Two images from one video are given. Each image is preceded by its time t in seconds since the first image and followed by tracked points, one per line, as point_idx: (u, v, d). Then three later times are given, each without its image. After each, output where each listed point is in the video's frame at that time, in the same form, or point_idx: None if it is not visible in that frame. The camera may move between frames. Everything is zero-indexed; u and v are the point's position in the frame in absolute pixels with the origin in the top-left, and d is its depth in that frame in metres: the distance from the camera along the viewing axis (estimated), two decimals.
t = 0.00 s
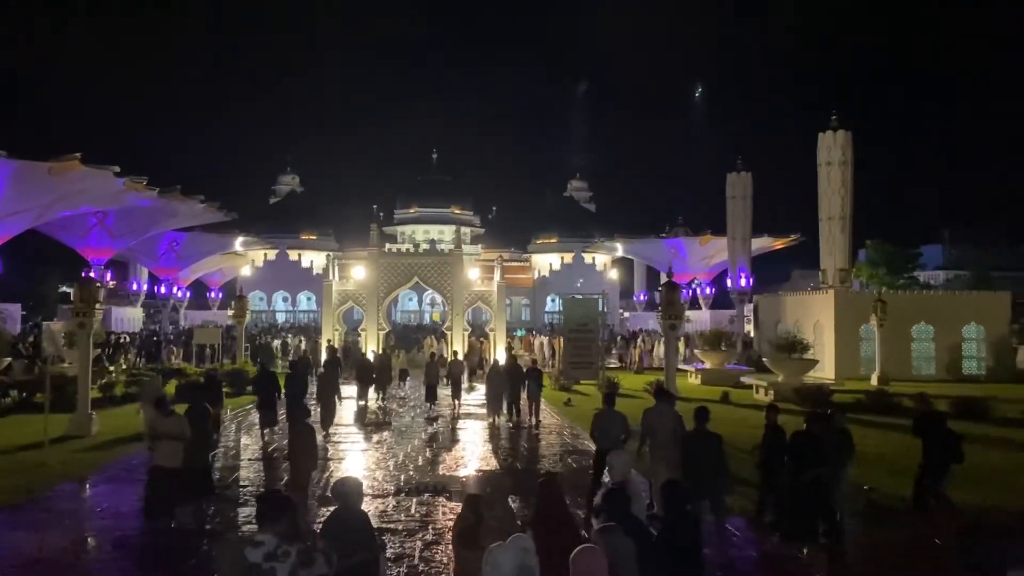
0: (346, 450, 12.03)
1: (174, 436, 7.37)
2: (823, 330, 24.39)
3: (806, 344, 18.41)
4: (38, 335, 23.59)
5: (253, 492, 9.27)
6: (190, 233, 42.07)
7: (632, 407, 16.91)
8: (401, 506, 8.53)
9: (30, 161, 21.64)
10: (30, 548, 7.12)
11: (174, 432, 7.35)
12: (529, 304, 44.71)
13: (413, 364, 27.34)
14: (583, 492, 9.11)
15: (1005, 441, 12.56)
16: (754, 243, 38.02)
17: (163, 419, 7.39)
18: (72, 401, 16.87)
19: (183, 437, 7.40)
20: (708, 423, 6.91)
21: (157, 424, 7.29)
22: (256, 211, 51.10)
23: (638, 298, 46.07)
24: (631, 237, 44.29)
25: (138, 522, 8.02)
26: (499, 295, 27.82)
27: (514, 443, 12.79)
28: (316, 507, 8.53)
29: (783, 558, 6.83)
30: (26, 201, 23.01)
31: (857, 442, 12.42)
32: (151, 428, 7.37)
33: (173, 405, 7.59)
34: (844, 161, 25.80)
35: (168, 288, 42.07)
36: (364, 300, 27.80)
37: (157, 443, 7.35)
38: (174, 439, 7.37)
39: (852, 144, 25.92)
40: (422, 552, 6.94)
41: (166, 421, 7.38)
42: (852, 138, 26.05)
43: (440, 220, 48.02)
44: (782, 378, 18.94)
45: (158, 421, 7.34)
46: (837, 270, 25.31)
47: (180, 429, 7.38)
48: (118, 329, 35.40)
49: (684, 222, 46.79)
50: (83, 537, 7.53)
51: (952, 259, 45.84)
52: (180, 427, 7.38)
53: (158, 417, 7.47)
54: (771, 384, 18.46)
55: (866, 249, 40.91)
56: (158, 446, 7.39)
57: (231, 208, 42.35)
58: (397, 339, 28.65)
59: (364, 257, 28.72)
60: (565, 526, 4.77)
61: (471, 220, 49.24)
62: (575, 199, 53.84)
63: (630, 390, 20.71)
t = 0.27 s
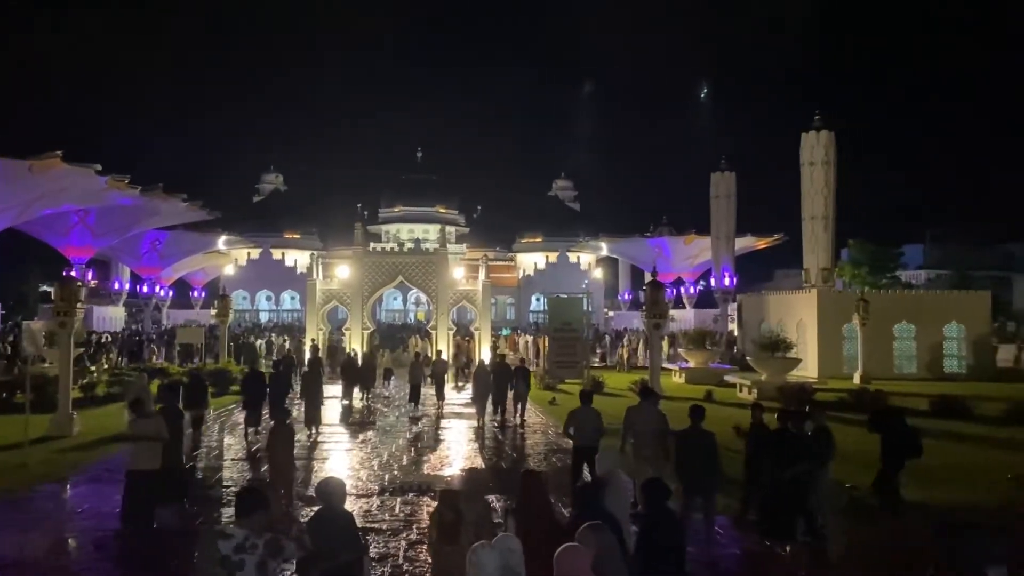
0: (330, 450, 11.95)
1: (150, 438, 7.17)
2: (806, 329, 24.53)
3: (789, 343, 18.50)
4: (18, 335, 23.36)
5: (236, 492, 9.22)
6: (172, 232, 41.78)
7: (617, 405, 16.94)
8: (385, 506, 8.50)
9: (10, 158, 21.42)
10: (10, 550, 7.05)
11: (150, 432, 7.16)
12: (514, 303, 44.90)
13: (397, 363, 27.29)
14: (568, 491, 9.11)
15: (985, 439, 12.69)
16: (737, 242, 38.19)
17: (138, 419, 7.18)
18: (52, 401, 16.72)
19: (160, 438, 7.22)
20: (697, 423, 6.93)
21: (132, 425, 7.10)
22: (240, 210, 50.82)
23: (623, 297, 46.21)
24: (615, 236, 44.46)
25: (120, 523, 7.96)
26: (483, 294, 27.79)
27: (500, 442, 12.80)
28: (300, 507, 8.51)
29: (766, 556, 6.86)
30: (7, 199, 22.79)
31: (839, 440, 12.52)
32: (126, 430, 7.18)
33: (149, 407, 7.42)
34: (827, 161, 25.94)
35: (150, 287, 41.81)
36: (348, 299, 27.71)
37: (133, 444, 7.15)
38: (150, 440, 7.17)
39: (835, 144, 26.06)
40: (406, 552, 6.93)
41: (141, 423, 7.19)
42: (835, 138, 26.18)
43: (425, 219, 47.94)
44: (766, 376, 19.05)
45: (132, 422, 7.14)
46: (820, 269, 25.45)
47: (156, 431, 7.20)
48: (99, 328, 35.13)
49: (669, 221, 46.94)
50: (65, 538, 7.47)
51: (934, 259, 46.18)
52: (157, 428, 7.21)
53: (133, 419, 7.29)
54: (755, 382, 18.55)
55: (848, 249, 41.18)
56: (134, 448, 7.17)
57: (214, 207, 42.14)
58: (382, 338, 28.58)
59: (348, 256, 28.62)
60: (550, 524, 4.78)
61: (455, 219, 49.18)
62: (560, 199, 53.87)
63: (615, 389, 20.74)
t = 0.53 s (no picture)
0: (314, 450, 11.90)
1: (123, 438, 7.39)
2: (788, 328, 24.67)
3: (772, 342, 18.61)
4: None
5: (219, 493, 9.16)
6: (154, 230, 41.18)
7: (601, 404, 16.97)
8: (369, 506, 8.49)
9: None
10: None
11: (123, 434, 7.36)
12: (499, 302, 44.60)
13: (382, 363, 27.21)
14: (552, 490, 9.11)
15: (963, 437, 12.84)
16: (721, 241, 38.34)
17: (109, 420, 7.36)
18: (32, 401, 16.53)
19: (132, 438, 7.44)
20: (683, 420, 6.96)
21: (104, 427, 7.29)
22: (222, 208, 50.49)
23: (607, 296, 46.29)
24: (600, 235, 44.66)
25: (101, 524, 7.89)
26: (468, 293, 27.75)
27: (485, 441, 12.78)
28: (284, 507, 8.50)
29: (748, 554, 6.88)
30: None
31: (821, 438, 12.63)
32: (99, 431, 7.37)
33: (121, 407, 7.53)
34: (810, 161, 26.09)
35: (132, 286, 41.45)
36: (332, 298, 27.62)
37: (110, 446, 7.37)
38: (122, 441, 7.38)
39: (817, 144, 26.22)
40: (390, 551, 6.93)
41: (112, 424, 7.37)
42: (818, 139, 26.34)
43: (410, 218, 47.83)
44: (748, 375, 19.16)
45: (103, 424, 7.33)
46: (802, 269, 25.60)
47: (128, 431, 7.40)
48: (79, 327, 34.79)
49: (653, 221, 47.05)
50: (46, 539, 7.41)
51: (915, 259, 46.54)
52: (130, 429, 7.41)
53: (104, 420, 7.46)
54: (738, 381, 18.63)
55: (830, 249, 41.41)
56: (108, 449, 7.39)
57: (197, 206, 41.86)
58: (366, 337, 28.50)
59: (332, 255, 28.52)
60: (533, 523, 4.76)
61: (440, 218, 49.09)
62: (545, 198, 53.88)
63: (599, 388, 20.78)
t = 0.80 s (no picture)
0: (297, 450, 11.86)
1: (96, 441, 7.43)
2: (771, 327, 24.83)
3: (754, 341, 18.74)
4: None
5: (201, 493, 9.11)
6: (136, 230, 41.05)
7: (584, 403, 17.02)
8: (352, 505, 8.48)
9: None
10: None
11: (94, 433, 7.46)
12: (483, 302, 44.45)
13: (365, 362, 27.15)
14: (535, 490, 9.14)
15: (944, 436, 12.95)
16: (705, 241, 38.50)
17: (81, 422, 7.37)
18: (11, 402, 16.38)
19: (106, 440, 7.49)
20: (666, 418, 6.99)
21: (74, 427, 7.37)
22: (205, 207, 50.20)
23: (591, 296, 46.44)
24: (584, 235, 45.07)
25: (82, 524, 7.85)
26: (453, 292, 27.73)
27: (469, 441, 12.78)
28: (266, 506, 8.47)
29: (729, 551, 6.93)
30: None
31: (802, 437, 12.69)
32: (70, 433, 7.46)
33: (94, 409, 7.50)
34: (791, 162, 26.29)
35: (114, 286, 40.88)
36: (315, 297, 27.53)
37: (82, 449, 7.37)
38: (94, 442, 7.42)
39: (799, 145, 26.41)
40: (374, 551, 6.93)
41: (83, 425, 7.46)
42: (800, 140, 26.52)
43: (394, 217, 47.73)
44: (731, 374, 19.26)
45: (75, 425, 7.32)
46: (784, 269, 25.77)
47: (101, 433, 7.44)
48: (60, 327, 34.51)
49: (637, 221, 47.18)
50: (28, 539, 7.38)
51: (895, 259, 46.90)
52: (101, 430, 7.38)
53: (77, 422, 7.43)
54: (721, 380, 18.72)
55: (812, 249, 41.67)
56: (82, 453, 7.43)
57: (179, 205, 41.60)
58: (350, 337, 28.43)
59: (315, 254, 28.43)
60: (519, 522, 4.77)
61: (424, 217, 49.02)
62: (529, 198, 53.91)
63: (582, 387, 20.82)
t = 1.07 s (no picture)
0: (279, 450, 11.81)
1: (72, 443, 7.39)
2: (753, 327, 24.96)
3: (736, 341, 18.84)
4: None
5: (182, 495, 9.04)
6: (116, 229, 41.17)
7: (567, 403, 17.04)
8: (335, 506, 8.44)
9: None
10: None
11: (71, 436, 7.38)
12: (467, 302, 44.11)
13: (348, 362, 27.07)
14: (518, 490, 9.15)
15: (925, 436, 13.06)
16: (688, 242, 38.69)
17: (57, 424, 7.31)
18: None
19: (82, 442, 7.46)
20: (650, 419, 7.01)
21: (51, 429, 7.30)
22: (187, 206, 49.89)
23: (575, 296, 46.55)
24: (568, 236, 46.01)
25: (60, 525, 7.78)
26: (436, 292, 27.71)
27: (451, 441, 12.77)
28: (248, 508, 8.43)
29: (712, 550, 6.97)
30: None
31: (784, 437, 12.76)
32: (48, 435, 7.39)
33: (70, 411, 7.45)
34: (774, 163, 26.42)
35: (93, 285, 40.92)
36: (297, 297, 27.40)
37: (59, 451, 7.32)
38: (71, 445, 7.39)
39: (781, 147, 26.54)
40: (356, 552, 6.91)
41: (61, 427, 7.39)
42: (782, 141, 26.67)
43: (377, 217, 47.64)
44: (713, 374, 19.34)
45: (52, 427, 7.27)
46: (767, 269, 25.91)
47: (77, 435, 7.40)
48: (39, 327, 34.19)
49: (621, 221, 47.29)
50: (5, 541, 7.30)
51: (876, 260, 47.24)
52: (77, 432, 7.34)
53: (54, 423, 7.36)
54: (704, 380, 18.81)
55: (795, 250, 41.91)
56: (59, 455, 7.38)
57: (160, 204, 41.35)
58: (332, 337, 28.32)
59: (297, 254, 28.31)
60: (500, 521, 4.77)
61: (408, 217, 48.92)
62: (514, 198, 53.94)
63: (566, 387, 20.83)
